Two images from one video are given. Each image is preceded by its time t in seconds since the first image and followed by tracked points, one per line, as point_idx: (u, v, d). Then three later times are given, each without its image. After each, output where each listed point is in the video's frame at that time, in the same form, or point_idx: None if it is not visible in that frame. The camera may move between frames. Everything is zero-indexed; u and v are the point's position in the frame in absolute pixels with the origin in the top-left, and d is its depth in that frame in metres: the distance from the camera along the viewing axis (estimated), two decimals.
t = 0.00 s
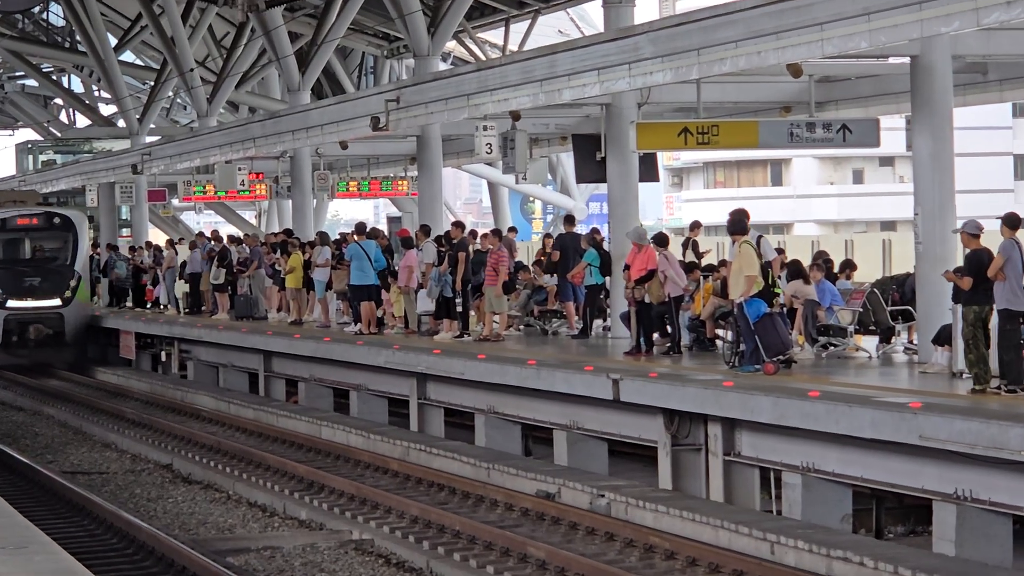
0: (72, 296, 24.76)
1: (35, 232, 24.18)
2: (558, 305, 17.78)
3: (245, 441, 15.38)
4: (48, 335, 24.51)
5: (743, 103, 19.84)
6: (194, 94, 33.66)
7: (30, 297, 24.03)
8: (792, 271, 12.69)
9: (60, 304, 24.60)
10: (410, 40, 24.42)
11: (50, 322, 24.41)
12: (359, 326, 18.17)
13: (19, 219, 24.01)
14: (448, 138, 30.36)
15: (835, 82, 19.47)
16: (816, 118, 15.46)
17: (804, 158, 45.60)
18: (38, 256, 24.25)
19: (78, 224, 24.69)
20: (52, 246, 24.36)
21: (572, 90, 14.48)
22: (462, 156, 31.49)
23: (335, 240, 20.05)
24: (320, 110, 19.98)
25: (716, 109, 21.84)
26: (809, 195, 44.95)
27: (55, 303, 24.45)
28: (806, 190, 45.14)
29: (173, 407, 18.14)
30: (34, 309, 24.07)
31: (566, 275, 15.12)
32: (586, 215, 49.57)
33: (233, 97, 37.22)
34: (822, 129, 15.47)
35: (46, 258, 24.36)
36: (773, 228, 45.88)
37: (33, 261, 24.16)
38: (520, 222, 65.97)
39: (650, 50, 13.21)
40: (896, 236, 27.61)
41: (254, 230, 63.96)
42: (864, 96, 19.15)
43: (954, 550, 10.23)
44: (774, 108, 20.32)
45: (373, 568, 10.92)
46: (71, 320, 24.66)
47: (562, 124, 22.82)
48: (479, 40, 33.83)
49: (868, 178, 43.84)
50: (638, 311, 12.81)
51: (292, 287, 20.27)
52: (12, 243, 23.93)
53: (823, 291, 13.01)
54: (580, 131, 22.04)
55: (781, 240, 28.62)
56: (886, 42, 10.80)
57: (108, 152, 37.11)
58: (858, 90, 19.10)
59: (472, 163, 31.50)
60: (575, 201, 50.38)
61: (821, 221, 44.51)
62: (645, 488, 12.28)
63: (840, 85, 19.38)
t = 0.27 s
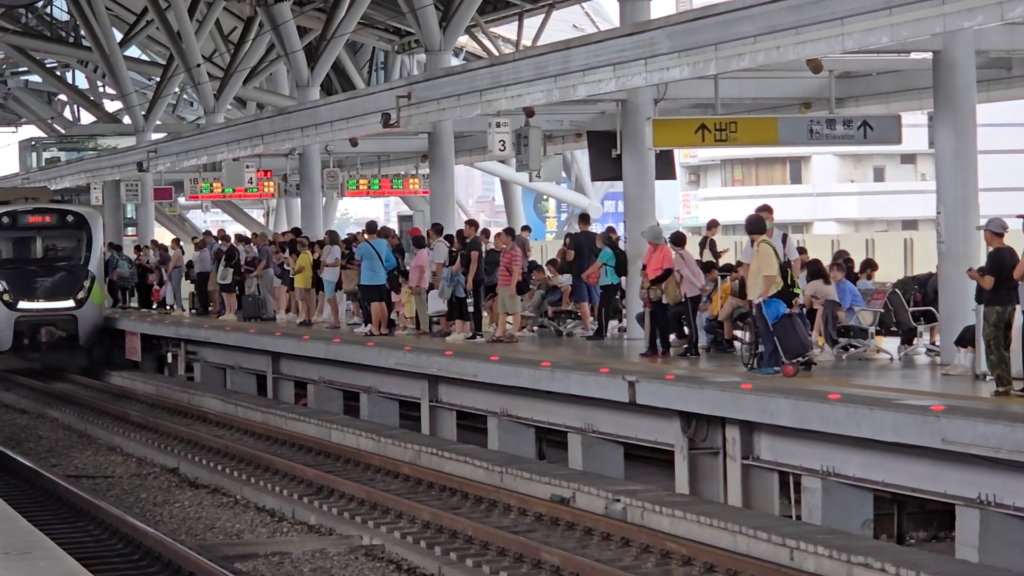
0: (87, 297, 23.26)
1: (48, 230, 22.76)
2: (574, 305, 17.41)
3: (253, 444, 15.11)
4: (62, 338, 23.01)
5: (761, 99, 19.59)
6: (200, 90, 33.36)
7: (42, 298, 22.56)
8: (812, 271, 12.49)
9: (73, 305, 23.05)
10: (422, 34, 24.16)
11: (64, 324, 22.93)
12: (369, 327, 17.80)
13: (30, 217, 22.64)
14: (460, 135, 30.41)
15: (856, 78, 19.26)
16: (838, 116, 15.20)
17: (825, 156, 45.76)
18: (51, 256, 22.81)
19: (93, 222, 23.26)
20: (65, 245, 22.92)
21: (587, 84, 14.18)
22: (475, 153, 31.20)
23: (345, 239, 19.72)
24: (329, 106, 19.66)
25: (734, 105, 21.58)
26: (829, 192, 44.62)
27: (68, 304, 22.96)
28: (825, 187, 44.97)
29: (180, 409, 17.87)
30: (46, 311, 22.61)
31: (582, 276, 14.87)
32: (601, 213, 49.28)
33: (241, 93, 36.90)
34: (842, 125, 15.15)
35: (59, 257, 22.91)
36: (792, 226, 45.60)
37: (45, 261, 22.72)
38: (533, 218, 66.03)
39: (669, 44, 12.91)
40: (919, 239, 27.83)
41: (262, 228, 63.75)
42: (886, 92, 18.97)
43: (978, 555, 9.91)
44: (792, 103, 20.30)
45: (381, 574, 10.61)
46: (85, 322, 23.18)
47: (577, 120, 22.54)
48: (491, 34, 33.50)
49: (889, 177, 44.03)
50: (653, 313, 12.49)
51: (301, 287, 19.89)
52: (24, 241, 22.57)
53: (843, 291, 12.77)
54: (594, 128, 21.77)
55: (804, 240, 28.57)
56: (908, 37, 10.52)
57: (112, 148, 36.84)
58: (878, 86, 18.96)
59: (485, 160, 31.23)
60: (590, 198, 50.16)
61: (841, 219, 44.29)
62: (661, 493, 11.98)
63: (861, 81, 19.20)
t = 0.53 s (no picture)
0: (101, 298, 21.70)
1: (60, 229, 21.14)
2: (585, 305, 17.27)
3: (260, 446, 14.91)
4: (75, 340, 21.50)
5: (775, 97, 19.44)
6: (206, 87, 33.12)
7: (55, 299, 21.09)
8: (827, 270, 12.32)
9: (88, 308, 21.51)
10: (432, 31, 24.06)
11: (77, 326, 21.39)
12: (379, 328, 17.58)
13: (41, 214, 21.01)
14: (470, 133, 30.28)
15: (871, 75, 19.12)
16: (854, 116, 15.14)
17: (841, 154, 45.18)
18: (63, 256, 21.21)
19: (107, 219, 21.67)
20: (78, 244, 21.30)
21: (600, 81, 13.97)
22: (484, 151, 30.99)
23: (354, 239, 19.53)
24: (338, 104, 19.43)
25: (748, 103, 21.39)
26: (845, 192, 44.25)
27: (82, 306, 21.42)
28: (842, 186, 44.41)
29: (186, 411, 17.68)
30: (59, 314, 21.10)
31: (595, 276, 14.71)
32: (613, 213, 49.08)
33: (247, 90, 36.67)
34: (859, 123, 15.23)
35: (73, 257, 21.29)
36: (807, 225, 45.39)
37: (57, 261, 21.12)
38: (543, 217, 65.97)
39: (682, 40, 12.71)
40: (938, 236, 27.23)
41: (270, 228, 63.61)
42: (903, 89, 18.91)
43: (997, 561, 9.75)
44: (808, 101, 20.15)
45: None
46: (99, 325, 21.62)
47: (588, 118, 22.32)
48: (501, 31, 33.27)
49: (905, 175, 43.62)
50: (665, 314, 12.35)
51: (309, 287, 19.63)
52: (35, 240, 20.95)
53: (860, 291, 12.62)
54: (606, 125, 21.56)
55: (820, 237, 28.12)
56: (927, 33, 10.31)
57: (117, 145, 36.62)
58: (896, 83, 18.93)
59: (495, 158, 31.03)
60: (602, 197, 49.99)
61: (858, 219, 43.92)
62: (676, 497, 11.77)
63: (877, 77, 19.10)
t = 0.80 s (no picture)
0: (118, 299, 21.43)
1: (77, 228, 20.76)
2: (597, 306, 17.19)
3: (269, 448, 14.83)
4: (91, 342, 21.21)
5: (788, 96, 19.40)
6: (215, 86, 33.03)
7: (71, 300, 20.77)
8: (841, 270, 12.37)
9: (105, 308, 21.26)
10: (443, 30, 24.02)
11: (94, 328, 21.10)
12: (388, 328, 17.48)
13: (58, 213, 20.61)
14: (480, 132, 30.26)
15: (885, 74, 19.09)
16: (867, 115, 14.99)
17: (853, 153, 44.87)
18: (80, 256, 20.86)
19: (125, 217, 21.32)
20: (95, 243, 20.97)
21: (611, 80, 13.88)
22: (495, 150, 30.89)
23: (363, 239, 19.46)
24: (347, 103, 19.33)
25: (761, 102, 21.29)
26: (858, 191, 44.04)
27: (99, 307, 21.13)
28: (855, 186, 44.28)
29: (194, 412, 17.61)
30: (76, 315, 20.81)
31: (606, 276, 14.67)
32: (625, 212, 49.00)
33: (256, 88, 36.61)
34: (872, 122, 15.09)
35: (90, 257, 20.97)
36: (820, 225, 45.28)
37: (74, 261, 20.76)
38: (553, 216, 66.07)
39: (694, 39, 12.62)
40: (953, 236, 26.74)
41: (279, 227, 63.63)
42: (917, 88, 18.83)
43: (1011, 564, 9.63)
44: (821, 100, 20.05)
45: None
46: (116, 327, 21.38)
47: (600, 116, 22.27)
48: (512, 29, 33.20)
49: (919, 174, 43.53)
50: (678, 314, 12.34)
51: (318, 287, 19.69)
52: (51, 240, 20.55)
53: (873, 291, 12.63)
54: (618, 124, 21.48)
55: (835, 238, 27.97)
56: (940, 32, 10.25)
57: (125, 145, 36.56)
58: (909, 82, 18.85)
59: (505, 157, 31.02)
60: (613, 196, 49.93)
61: (871, 218, 43.88)
62: (688, 499, 11.68)
63: (890, 77, 19.05)
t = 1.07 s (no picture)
0: (136, 300, 21.08)
1: (93, 227, 20.46)
2: (607, 307, 17.05)
3: (276, 450, 14.75)
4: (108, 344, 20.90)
5: (800, 95, 19.35)
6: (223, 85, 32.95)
7: (88, 302, 20.43)
8: (852, 270, 12.33)
9: (123, 310, 20.89)
10: (452, 29, 23.89)
11: (111, 330, 20.78)
12: (397, 329, 17.36)
13: (74, 212, 20.30)
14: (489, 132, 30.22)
15: (897, 73, 19.08)
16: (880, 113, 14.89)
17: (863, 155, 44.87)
18: (97, 256, 20.54)
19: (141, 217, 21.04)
20: (112, 243, 20.67)
21: (622, 79, 13.80)
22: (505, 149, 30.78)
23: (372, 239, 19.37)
24: (356, 102, 19.25)
25: (774, 101, 21.17)
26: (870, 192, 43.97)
27: (117, 309, 20.79)
28: (867, 186, 44.20)
29: (202, 413, 17.53)
30: (92, 317, 20.48)
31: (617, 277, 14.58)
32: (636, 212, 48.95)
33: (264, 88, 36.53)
34: (884, 122, 15.02)
35: (107, 257, 20.63)
36: (832, 225, 45.21)
37: (90, 261, 20.44)
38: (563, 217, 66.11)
39: (707, 38, 12.53)
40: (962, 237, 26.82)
41: (286, 227, 63.61)
42: (930, 87, 18.74)
43: None
44: (833, 99, 19.99)
45: None
46: (134, 329, 21.02)
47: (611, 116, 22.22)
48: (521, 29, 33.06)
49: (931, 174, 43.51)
50: (690, 314, 12.30)
51: (327, 287, 19.47)
52: (67, 239, 20.21)
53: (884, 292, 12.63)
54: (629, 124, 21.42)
55: (845, 237, 27.96)
56: (952, 30, 10.18)
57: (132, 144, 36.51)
58: (921, 81, 18.76)
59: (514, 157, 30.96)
60: (623, 196, 49.86)
61: (882, 218, 43.98)
62: (699, 501, 11.58)
63: (903, 76, 19.02)
